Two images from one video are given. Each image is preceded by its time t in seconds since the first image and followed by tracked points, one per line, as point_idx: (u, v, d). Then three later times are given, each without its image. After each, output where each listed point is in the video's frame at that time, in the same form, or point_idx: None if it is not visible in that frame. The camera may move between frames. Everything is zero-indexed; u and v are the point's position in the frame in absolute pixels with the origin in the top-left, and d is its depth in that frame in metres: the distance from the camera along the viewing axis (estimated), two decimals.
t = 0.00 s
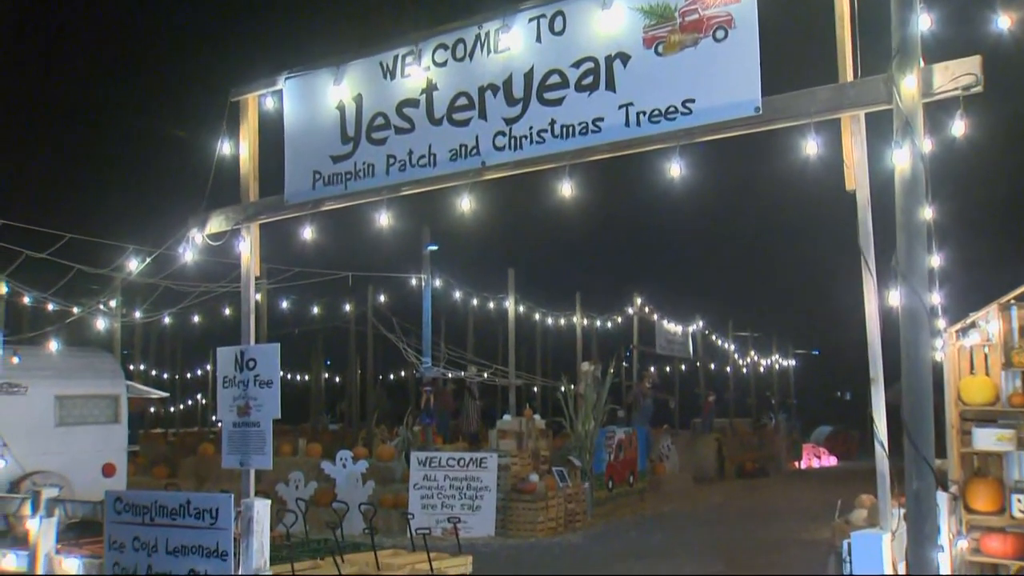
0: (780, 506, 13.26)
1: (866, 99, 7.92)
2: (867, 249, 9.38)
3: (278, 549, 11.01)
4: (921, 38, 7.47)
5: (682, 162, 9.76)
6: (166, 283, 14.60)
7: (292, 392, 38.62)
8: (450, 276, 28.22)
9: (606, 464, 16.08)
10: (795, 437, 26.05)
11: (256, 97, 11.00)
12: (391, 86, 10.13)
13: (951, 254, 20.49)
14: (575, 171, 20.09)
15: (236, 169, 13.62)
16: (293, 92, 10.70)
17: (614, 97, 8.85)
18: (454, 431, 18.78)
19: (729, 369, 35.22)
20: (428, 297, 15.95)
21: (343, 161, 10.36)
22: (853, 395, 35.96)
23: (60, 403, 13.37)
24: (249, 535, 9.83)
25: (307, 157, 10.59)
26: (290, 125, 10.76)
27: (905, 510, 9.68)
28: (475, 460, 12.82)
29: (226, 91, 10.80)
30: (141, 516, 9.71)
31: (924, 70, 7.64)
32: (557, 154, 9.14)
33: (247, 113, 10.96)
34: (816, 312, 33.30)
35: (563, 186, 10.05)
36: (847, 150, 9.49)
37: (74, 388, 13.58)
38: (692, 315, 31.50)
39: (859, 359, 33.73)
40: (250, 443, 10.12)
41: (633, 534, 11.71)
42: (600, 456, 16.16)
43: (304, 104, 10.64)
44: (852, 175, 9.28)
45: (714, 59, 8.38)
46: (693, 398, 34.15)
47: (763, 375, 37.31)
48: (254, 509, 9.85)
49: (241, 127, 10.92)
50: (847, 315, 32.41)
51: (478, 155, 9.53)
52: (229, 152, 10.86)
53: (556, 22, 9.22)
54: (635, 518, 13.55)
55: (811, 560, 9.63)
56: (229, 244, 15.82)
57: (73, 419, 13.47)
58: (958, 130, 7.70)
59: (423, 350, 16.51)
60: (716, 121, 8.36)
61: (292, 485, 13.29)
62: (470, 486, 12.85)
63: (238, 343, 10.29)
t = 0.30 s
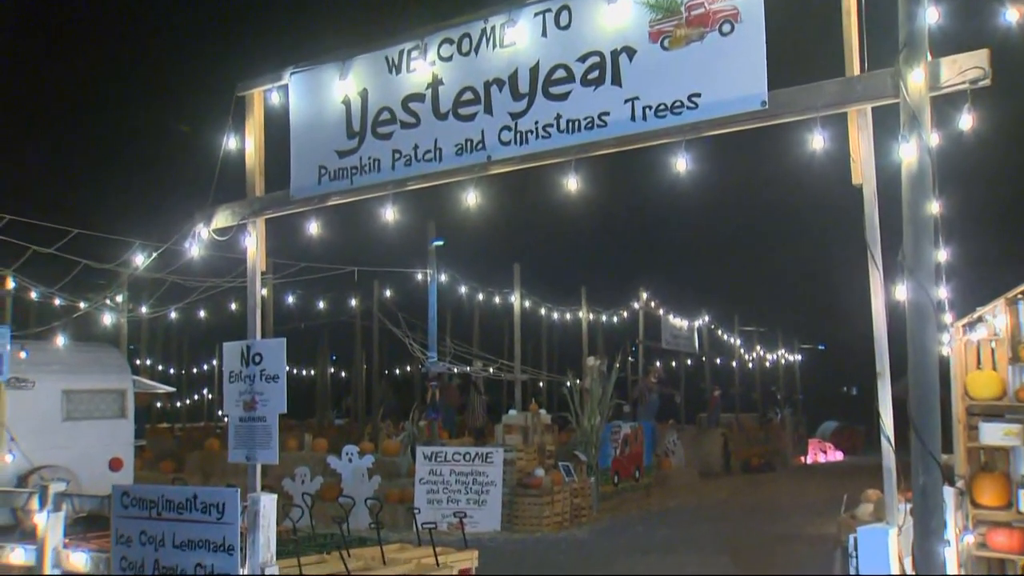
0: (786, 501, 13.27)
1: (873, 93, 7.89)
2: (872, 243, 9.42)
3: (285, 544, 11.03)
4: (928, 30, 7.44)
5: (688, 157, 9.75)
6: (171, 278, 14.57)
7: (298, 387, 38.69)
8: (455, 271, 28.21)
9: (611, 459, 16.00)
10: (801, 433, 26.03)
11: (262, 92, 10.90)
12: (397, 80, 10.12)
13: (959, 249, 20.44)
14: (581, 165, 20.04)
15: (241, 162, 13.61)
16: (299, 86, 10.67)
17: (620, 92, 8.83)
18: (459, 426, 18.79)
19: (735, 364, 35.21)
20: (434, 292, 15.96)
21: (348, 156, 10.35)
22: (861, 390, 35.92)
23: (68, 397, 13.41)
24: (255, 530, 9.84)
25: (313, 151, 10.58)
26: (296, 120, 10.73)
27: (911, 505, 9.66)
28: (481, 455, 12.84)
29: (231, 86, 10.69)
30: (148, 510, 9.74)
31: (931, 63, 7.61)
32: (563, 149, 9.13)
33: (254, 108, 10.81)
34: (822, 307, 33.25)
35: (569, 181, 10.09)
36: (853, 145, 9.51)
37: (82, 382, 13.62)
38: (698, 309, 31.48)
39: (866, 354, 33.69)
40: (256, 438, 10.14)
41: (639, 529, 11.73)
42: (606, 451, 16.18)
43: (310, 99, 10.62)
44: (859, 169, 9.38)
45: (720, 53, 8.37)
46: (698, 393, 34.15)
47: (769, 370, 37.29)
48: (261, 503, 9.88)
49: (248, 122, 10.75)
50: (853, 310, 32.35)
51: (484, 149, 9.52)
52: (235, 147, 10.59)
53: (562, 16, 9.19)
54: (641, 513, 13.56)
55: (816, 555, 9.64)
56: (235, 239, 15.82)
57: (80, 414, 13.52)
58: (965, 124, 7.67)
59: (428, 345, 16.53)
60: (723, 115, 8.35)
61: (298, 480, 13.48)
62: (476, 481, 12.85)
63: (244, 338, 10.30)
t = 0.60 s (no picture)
0: (796, 500, 13.05)
1: (886, 83, 7.67)
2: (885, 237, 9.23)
3: (285, 544, 10.82)
4: (945, 18, 7.23)
5: (697, 149, 9.54)
6: (169, 273, 14.32)
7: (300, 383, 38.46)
8: (459, 266, 27.96)
9: (619, 457, 16.01)
10: (812, 431, 25.80)
11: (262, 83, 10.67)
12: (400, 71, 9.91)
13: (971, 243, 20.18)
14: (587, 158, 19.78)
15: (241, 155, 13.38)
16: (300, 77, 10.45)
17: (627, 82, 8.61)
18: (463, 424, 18.56)
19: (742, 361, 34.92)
20: (437, 286, 15.69)
21: (350, 148, 10.13)
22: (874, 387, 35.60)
23: (63, 395, 13.22)
24: (255, 529, 9.67)
25: (314, 143, 10.35)
26: (297, 112, 10.51)
27: (925, 505, 9.42)
28: (486, 454, 12.64)
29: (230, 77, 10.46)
30: (145, 510, 9.55)
31: (947, 51, 7.39)
32: (569, 141, 8.92)
33: (253, 99, 10.58)
34: (830, 302, 32.96)
35: (576, 174, 9.90)
36: (866, 135, 9.28)
37: (77, 380, 13.44)
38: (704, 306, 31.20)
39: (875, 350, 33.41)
40: (256, 436, 9.94)
41: (646, 529, 11.53)
42: (613, 450, 16.00)
43: (311, 90, 10.40)
44: (872, 160, 9.16)
45: (730, 42, 8.16)
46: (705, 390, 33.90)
47: (776, 367, 37.00)
48: (261, 503, 9.72)
49: (248, 114, 10.50)
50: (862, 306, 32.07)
51: (488, 142, 9.31)
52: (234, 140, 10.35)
53: (568, 5, 8.98)
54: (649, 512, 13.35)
55: (828, 557, 9.43)
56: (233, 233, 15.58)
57: (75, 412, 13.33)
58: (982, 114, 7.45)
59: (432, 341, 16.28)
60: (733, 106, 8.12)
61: (299, 479, 13.20)
62: (480, 480, 12.64)
63: (244, 335, 10.10)
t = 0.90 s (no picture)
0: (812, 502, 12.69)
1: (907, 68, 7.29)
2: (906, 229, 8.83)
3: (281, 548, 10.44)
4: None
5: (710, 137, 9.15)
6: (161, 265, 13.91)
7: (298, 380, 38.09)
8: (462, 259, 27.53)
9: (627, 457, 15.63)
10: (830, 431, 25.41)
11: (257, 68, 10.26)
12: (401, 56, 9.51)
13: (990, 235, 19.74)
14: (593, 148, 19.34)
15: (235, 144, 12.97)
16: (296, 63, 10.04)
17: (637, 68, 8.24)
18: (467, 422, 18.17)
19: (750, 358, 34.46)
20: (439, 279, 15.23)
21: (349, 137, 9.72)
22: (891, 383, 35.16)
23: (50, 393, 12.85)
24: (250, 532, 9.29)
25: (311, 131, 9.94)
26: (293, 99, 10.10)
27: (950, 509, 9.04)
28: (490, 454, 12.32)
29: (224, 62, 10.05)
30: (136, 513, 9.21)
31: (973, 32, 6.99)
32: (577, 129, 8.54)
33: (248, 85, 10.16)
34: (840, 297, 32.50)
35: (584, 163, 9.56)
36: (887, 121, 8.88)
37: (65, 377, 13.06)
38: (711, 300, 30.78)
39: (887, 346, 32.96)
40: (252, 435, 9.56)
41: (657, 531, 11.18)
42: (622, 449, 15.62)
43: (307, 75, 9.98)
44: (893, 148, 8.77)
45: (745, 25, 7.78)
46: (712, 387, 33.45)
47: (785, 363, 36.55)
48: (256, 504, 9.32)
49: (242, 101, 10.08)
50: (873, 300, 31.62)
51: (493, 130, 8.93)
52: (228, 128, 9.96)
53: None
54: (659, 514, 12.97)
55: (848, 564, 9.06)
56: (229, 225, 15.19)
57: (63, 410, 12.96)
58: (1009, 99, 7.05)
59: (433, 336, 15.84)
60: (749, 92, 7.76)
61: (296, 479, 12.92)
62: (484, 481, 12.29)
63: (239, 330, 9.73)
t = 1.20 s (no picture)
0: (826, 499, 12.32)
1: (930, 45, 6.92)
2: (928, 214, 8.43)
3: (276, 546, 10.09)
4: None
5: (722, 119, 8.78)
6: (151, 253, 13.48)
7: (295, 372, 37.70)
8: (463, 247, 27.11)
9: (636, 452, 14.89)
10: (847, 426, 24.99)
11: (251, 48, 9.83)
12: (400, 35, 9.11)
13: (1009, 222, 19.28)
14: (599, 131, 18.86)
15: (228, 128, 12.53)
16: (290, 42, 9.62)
17: (647, 47, 7.87)
18: (469, 417, 17.79)
19: (757, 349, 34.00)
20: (440, 268, 14.70)
21: (346, 119, 9.32)
22: (912, 375, 34.65)
23: (33, 387, 12.33)
24: (246, 530, 8.93)
25: (306, 112, 9.53)
26: (287, 79, 9.69)
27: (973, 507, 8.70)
28: (493, 449, 11.98)
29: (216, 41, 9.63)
30: (125, 510, 8.90)
31: (1003, 7, 6.75)
32: (584, 111, 8.17)
33: (241, 65, 9.75)
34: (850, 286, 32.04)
35: (592, 146, 9.18)
36: (909, 102, 8.46)
37: (49, 370, 12.51)
38: (719, 290, 30.34)
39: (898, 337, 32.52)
40: (246, 430, 9.21)
41: (667, 530, 10.82)
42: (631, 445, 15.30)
43: (303, 55, 9.57)
44: (914, 129, 8.37)
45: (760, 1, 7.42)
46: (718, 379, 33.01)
47: (792, 355, 36.11)
48: (251, 501, 8.97)
49: (236, 81, 9.68)
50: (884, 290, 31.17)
51: (496, 112, 8.54)
52: (221, 109, 9.58)
53: None
54: (669, 512, 12.62)
55: (867, 567, 8.71)
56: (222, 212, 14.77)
57: (48, 404, 12.44)
58: None
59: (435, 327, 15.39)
60: (764, 72, 7.44)
61: (293, 475, 12.47)
62: (489, 476, 12.00)
63: (233, 320, 9.36)
